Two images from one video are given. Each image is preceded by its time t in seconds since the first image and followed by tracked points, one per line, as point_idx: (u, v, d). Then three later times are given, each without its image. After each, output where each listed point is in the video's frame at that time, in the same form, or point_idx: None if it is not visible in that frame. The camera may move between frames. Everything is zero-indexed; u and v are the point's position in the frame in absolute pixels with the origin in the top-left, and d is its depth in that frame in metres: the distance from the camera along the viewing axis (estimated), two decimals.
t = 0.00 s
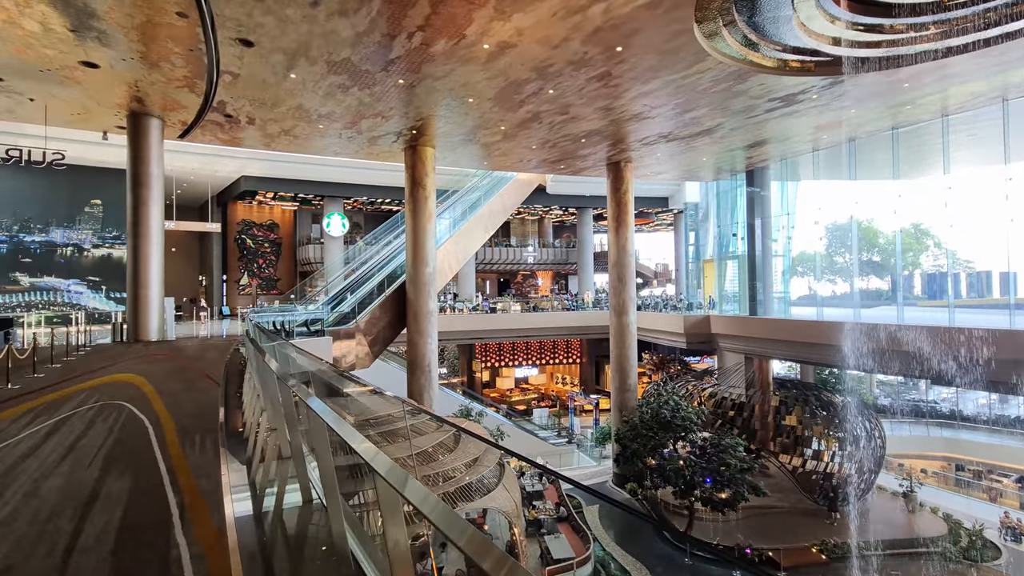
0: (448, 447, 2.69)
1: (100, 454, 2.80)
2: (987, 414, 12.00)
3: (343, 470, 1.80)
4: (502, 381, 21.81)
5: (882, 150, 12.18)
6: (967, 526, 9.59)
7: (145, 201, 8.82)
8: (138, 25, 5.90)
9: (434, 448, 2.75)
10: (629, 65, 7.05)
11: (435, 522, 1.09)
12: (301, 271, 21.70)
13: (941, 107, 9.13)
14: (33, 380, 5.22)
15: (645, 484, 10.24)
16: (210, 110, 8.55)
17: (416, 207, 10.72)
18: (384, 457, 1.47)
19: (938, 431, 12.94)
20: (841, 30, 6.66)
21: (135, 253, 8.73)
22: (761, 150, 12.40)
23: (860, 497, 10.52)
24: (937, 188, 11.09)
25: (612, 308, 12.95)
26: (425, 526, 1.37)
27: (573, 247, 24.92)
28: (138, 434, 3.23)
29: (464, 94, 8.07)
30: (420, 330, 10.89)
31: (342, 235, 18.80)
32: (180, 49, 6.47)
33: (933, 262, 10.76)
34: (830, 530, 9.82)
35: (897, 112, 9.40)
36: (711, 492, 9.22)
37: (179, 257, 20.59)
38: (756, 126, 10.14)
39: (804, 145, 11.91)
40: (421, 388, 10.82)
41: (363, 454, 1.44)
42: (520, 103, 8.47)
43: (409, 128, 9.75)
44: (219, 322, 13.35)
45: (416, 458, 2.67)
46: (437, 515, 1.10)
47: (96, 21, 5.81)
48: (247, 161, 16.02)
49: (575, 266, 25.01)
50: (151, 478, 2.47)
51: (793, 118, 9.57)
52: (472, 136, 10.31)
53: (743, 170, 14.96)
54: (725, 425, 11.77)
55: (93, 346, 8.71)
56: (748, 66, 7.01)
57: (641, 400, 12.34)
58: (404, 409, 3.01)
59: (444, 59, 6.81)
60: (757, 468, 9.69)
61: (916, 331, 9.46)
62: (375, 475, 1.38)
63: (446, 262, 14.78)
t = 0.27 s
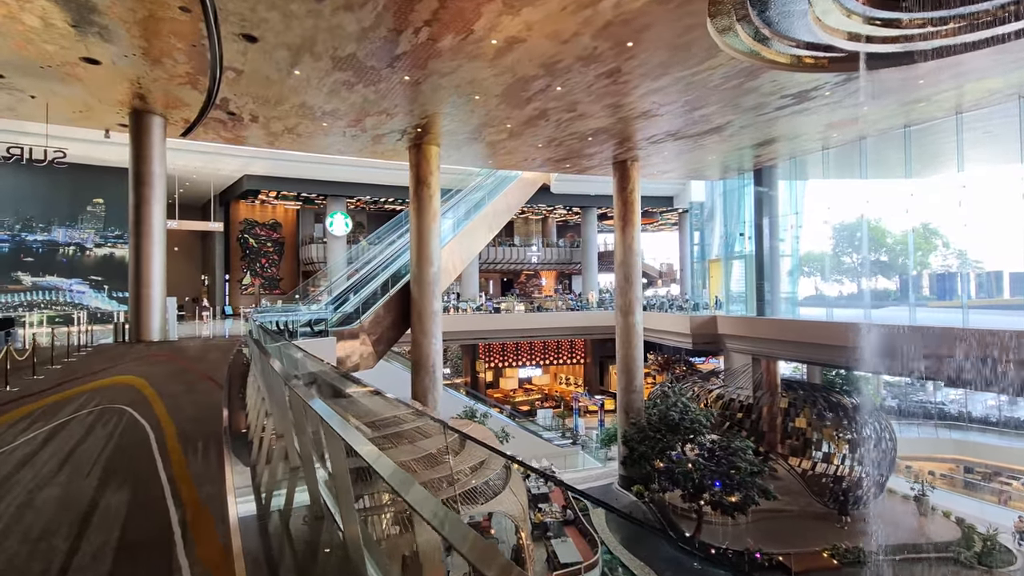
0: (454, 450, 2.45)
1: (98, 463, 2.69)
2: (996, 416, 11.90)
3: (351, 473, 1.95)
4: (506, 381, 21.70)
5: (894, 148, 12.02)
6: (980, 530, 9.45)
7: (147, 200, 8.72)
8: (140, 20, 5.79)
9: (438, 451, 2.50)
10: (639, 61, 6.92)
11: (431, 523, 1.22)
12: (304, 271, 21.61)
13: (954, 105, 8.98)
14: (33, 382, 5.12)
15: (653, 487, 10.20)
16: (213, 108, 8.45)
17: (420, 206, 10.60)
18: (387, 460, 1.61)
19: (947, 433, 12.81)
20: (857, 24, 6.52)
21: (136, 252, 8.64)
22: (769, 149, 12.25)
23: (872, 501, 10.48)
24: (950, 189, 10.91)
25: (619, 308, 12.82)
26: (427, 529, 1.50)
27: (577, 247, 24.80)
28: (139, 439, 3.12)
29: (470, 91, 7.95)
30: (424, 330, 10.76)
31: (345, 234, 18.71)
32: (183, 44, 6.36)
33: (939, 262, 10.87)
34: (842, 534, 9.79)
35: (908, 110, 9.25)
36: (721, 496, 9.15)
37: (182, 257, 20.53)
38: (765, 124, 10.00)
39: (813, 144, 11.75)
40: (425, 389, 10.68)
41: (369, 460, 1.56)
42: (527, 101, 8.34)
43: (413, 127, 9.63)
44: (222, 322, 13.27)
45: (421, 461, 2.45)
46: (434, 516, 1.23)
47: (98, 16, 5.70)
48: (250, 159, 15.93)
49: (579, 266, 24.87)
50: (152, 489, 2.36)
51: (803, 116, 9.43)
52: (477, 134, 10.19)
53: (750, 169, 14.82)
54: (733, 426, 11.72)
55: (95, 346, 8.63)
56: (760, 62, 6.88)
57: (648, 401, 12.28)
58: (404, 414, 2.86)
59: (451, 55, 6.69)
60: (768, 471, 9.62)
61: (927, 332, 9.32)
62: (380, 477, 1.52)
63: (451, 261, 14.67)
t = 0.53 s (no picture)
0: (457, 450, 2.39)
1: (89, 470, 2.59)
2: (1001, 417, 11.64)
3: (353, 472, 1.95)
4: (507, 381, 21.58)
5: (902, 146, 11.88)
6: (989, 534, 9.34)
7: (145, 196, 8.58)
8: (138, 12, 5.65)
9: (441, 453, 2.41)
10: (647, 55, 6.79)
11: (434, 520, 1.22)
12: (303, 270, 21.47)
13: (964, 101, 8.85)
14: (27, 381, 4.99)
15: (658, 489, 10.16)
16: (212, 103, 8.31)
17: (422, 203, 10.47)
18: (390, 459, 1.60)
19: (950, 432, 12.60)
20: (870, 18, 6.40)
21: (134, 249, 8.50)
22: (775, 147, 12.11)
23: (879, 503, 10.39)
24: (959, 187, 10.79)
25: (622, 308, 12.71)
26: (430, 530, 1.46)
27: (579, 246, 24.68)
28: (134, 443, 3.01)
29: (474, 87, 7.82)
30: (426, 329, 10.63)
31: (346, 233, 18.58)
32: (182, 37, 6.21)
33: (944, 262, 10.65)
34: (849, 537, 9.69)
35: (917, 106, 9.12)
36: (728, 498, 9.08)
37: (180, 255, 20.39)
38: (772, 121, 9.87)
39: (820, 141, 11.61)
40: (426, 389, 10.54)
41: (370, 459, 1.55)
42: (532, 96, 8.20)
43: (415, 123, 9.50)
44: (221, 321, 13.14)
45: (424, 461, 2.37)
46: (436, 514, 1.24)
47: (94, 7, 5.57)
48: (250, 157, 15.78)
49: (581, 265, 24.75)
50: (145, 500, 2.26)
51: (811, 113, 9.31)
52: (480, 131, 10.06)
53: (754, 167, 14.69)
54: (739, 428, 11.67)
55: (92, 345, 8.50)
56: (770, 57, 6.76)
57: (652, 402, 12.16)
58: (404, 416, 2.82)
59: (455, 48, 6.56)
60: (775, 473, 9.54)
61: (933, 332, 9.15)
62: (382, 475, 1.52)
63: (452, 260, 14.55)
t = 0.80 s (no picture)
0: (446, 454, 2.62)
1: (58, 486, 2.41)
2: (986, 414, 11.71)
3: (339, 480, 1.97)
4: (497, 382, 21.45)
5: (892, 146, 11.95)
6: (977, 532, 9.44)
7: (125, 193, 8.29)
8: None
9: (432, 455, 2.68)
10: (643, 52, 6.70)
11: (417, 533, 1.22)
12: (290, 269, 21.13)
13: (954, 102, 8.90)
14: None
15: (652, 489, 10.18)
16: (195, 97, 8.05)
17: (412, 202, 10.30)
18: (372, 467, 1.60)
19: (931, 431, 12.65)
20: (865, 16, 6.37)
21: (114, 247, 8.21)
22: (766, 147, 12.12)
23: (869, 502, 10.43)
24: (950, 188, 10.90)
25: (614, 307, 12.64)
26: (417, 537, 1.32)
27: (569, 245, 24.62)
28: (108, 455, 2.82)
29: (466, 83, 7.66)
30: (416, 330, 10.45)
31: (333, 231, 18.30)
32: (163, 28, 5.97)
33: (930, 262, 10.87)
34: (842, 537, 9.69)
35: (908, 107, 9.15)
36: (720, 499, 9.10)
37: (162, 254, 19.92)
38: (764, 121, 9.85)
39: (811, 141, 11.63)
40: (416, 390, 10.37)
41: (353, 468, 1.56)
42: (525, 93, 8.07)
43: (405, 120, 9.31)
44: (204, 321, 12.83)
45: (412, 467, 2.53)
46: (419, 526, 1.25)
47: None
48: (234, 154, 15.44)
49: (571, 264, 24.70)
50: (118, 520, 2.10)
51: (803, 112, 9.30)
52: (471, 128, 9.90)
53: (745, 167, 14.71)
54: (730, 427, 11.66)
55: (69, 346, 8.20)
56: (766, 55, 6.71)
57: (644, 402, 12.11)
58: (394, 418, 3.02)
59: (447, 43, 6.40)
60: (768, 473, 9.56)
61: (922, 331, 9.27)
62: (365, 484, 1.52)
63: (443, 259, 14.40)
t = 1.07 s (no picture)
0: (418, 455, 2.86)
1: None
2: (933, 407, 12.00)
3: (308, 484, 1.99)
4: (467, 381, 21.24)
5: (853, 150, 12.36)
6: (933, 522, 9.83)
7: (70, 184, 7.74)
8: None
9: (403, 458, 2.86)
10: (618, 48, 6.64)
11: (391, 533, 1.26)
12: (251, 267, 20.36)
13: (911, 108, 9.25)
14: None
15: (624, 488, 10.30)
16: (148, 84, 7.58)
17: (381, 198, 10.03)
18: (342, 470, 1.64)
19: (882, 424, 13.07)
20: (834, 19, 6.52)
21: (58, 242, 7.65)
22: (733, 148, 12.34)
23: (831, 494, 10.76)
24: (905, 191, 11.38)
25: (585, 306, 12.67)
26: (388, 546, 1.44)
27: (540, 244, 24.63)
28: (49, 466, 2.58)
29: (438, 76, 7.47)
30: (386, 330, 10.19)
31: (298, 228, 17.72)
32: (112, 7, 5.56)
33: (885, 262, 11.38)
34: (805, 530, 9.97)
35: (868, 113, 9.48)
36: (691, 495, 9.30)
37: (112, 250, 18.86)
38: (732, 123, 10.01)
39: (776, 144, 11.90)
40: (386, 392, 10.10)
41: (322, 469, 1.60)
42: (498, 88, 7.93)
43: (374, 113, 9.03)
44: (158, 322, 12.17)
45: (384, 469, 2.72)
46: (392, 526, 1.28)
47: None
48: (191, 146, 14.73)
49: (542, 263, 24.71)
50: (60, 542, 1.90)
51: (771, 115, 9.49)
52: (442, 124, 9.70)
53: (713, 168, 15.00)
54: (698, 423, 11.85)
55: (6, 348, 7.61)
56: (738, 56, 6.78)
57: (615, 400, 12.17)
58: (364, 420, 3.08)
59: (420, 33, 6.20)
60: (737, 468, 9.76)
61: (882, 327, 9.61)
62: (334, 486, 1.54)
63: (413, 257, 14.12)
